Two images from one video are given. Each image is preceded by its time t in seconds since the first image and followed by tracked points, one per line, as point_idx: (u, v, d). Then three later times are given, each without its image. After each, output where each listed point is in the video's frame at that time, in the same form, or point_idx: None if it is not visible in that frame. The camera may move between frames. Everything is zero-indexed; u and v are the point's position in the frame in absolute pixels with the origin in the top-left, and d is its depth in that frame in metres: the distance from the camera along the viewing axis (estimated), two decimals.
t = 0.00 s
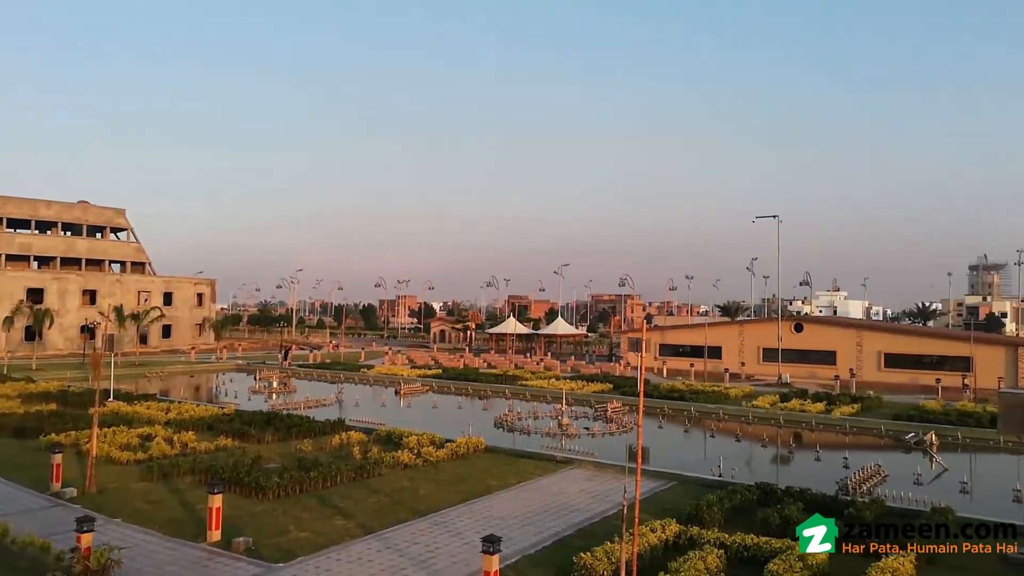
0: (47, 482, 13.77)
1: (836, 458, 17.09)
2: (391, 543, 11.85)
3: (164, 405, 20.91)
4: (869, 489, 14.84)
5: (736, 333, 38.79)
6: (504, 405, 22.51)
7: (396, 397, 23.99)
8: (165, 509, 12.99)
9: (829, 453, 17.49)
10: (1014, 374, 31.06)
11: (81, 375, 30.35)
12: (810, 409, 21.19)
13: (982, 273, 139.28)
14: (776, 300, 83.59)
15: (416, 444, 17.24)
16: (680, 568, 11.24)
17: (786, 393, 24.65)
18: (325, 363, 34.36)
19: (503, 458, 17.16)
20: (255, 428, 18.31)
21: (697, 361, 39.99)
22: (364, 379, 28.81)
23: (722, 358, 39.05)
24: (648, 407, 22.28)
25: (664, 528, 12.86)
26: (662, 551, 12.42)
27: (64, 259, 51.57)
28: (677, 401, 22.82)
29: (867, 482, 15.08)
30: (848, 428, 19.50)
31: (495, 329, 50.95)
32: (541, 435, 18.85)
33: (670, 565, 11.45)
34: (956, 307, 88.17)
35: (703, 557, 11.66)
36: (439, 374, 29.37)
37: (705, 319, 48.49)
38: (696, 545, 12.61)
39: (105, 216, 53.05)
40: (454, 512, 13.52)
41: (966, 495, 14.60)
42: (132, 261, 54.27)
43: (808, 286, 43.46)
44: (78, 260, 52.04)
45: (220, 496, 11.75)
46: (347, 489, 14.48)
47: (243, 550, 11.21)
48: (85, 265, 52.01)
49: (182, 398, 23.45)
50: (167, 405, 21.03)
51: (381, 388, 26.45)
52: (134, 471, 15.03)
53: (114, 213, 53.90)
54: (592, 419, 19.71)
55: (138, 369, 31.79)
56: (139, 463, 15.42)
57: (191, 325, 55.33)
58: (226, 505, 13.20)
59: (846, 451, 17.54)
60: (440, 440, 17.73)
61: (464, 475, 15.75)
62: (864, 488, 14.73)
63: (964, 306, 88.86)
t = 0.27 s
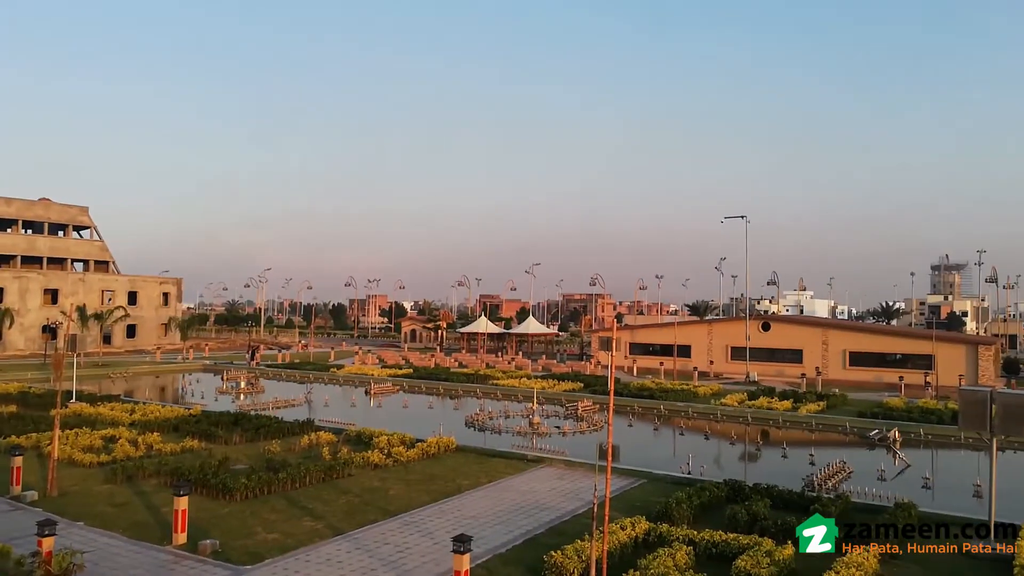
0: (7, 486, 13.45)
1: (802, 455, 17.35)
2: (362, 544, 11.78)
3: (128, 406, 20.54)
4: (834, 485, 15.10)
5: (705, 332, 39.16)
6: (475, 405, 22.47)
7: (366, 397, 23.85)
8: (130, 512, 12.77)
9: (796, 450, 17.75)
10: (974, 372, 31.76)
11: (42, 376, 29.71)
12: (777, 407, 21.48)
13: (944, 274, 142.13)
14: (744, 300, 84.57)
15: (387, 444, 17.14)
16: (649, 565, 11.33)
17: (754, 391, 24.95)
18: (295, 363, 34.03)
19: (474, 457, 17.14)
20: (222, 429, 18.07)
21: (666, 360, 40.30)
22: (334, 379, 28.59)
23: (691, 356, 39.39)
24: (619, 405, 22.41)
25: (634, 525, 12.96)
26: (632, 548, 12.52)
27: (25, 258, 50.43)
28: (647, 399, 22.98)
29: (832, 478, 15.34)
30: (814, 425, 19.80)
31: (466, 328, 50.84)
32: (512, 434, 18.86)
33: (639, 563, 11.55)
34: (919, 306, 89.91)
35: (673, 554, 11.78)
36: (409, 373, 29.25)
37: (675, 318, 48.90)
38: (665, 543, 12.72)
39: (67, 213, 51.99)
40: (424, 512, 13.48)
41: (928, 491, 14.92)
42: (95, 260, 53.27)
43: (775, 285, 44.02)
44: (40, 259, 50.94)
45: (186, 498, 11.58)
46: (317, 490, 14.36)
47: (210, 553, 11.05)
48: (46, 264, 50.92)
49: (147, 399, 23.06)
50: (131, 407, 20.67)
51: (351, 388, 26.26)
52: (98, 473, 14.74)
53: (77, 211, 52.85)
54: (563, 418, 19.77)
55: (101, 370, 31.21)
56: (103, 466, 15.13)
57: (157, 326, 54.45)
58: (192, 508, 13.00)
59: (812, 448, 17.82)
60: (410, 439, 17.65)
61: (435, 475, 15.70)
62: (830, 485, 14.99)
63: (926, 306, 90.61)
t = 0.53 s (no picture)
0: None
1: (769, 451, 17.59)
2: (332, 544, 11.69)
3: (91, 407, 20.15)
4: (801, 481, 15.32)
5: (674, 330, 39.50)
6: (446, 404, 22.42)
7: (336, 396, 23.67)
8: (93, 515, 12.52)
9: (763, 447, 17.99)
10: (936, 370, 32.44)
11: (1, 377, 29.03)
12: (745, 404, 21.75)
13: (908, 273, 144.82)
14: (713, 299, 85.47)
15: (357, 444, 17.02)
16: (619, 562, 11.40)
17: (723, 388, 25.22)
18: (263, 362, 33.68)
19: (445, 456, 17.10)
20: (188, 430, 17.81)
21: (636, 358, 40.58)
22: (303, 379, 28.33)
23: (661, 354, 39.70)
24: (589, 403, 22.51)
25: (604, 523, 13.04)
26: (602, 545, 12.58)
27: None
28: (616, 397, 23.12)
29: (799, 474, 15.57)
30: (781, 422, 20.08)
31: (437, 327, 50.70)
32: (482, 433, 18.86)
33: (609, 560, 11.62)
34: (883, 304, 91.59)
35: (642, 550, 11.87)
36: (380, 372, 29.12)
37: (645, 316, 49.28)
38: (635, 539, 12.80)
39: (28, 210, 50.89)
40: (395, 512, 13.41)
41: (891, 486, 15.21)
42: (57, 258, 52.19)
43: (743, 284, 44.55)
44: None
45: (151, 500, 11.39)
46: (286, 490, 14.21)
47: (176, 556, 10.87)
48: (6, 262, 49.78)
49: (111, 399, 22.65)
50: (94, 407, 20.29)
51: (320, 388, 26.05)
52: (60, 475, 14.44)
53: (38, 208, 51.74)
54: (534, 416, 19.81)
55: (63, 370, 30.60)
56: (65, 468, 14.82)
57: (121, 325, 53.52)
58: (157, 510, 12.79)
59: (779, 444, 18.07)
60: (381, 439, 17.55)
61: (405, 474, 15.63)
62: (797, 480, 15.21)
63: (891, 304, 92.32)
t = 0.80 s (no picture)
0: None
1: (738, 448, 17.78)
2: (300, 545, 11.56)
3: (52, 407, 19.72)
4: (770, 477, 15.51)
5: (644, 328, 39.78)
6: (417, 402, 22.34)
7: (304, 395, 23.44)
8: (54, 517, 12.27)
9: (732, 443, 18.18)
10: (899, 366, 33.07)
11: None
12: (714, 401, 21.97)
13: (872, 272, 147.37)
14: (683, 296, 86.21)
15: (326, 443, 16.88)
16: (590, 559, 11.47)
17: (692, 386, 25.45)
18: (230, 360, 33.26)
19: (415, 455, 17.03)
20: (154, 429, 17.51)
21: (607, 355, 40.78)
22: (271, 378, 28.02)
23: (632, 352, 39.97)
24: (560, 401, 22.58)
25: (575, 520, 13.11)
26: (573, 542, 12.63)
27: None
28: (587, 394, 23.21)
29: (767, 471, 15.76)
30: (749, 418, 20.33)
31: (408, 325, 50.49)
32: (453, 431, 18.80)
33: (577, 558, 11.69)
34: (848, 302, 93.13)
35: (613, 547, 11.95)
36: (349, 370, 28.92)
37: (615, 314, 49.58)
38: (605, 536, 12.87)
39: None
40: (365, 511, 13.34)
41: (856, 481, 15.47)
42: (17, 255, 51.00)
43: (712, 282, 45.00)
44: None
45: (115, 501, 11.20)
46: (254, 491, 14.04)
47: (141, 558, 10.68)
48: None
49: (73, 399, 22.21)
50: (55, 407, 19.85)
51: (288, 387, 25.79)
52: (20, 477, 14.12)
53: None
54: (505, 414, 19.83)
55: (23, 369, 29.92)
56: (25, 470, 14.49)
57: (84, 324, 52.48)
58: (121, 512, 12.57)
59: (747, 441, 18.27)
60: (351, 438, 17.43)
61: (375, 473, 15.55)
62: (765, 476, 15.41)
63: (855, 302, 93.91)
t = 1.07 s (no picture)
0: None
1: (707, 444, 17.97)
2: (269, 545, 11.42)
3: (12, 407, 19.27)
4: (737, 472, 15.70)
5: (615, 326, 39.99)
6: (388, 400, 22.22)
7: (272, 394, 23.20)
8: (14, 519, 11.99)
9: (701, 439, 18.36)
10: (864, 363, 33.68)
11: None
12: (684, 398, 22.16)
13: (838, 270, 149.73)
14: (653, 294, 86.85)
15: (296, 442, 16.72)
16: (561, 555, 11.50)
17: (662, 382, 25.66)
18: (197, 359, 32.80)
19: (386, 453, 16.95)
20: (118, 429, 17.21)
21: (578, 353, 40.93)
22: (240, 376, 27.70)
23: (603, 349, 40.18)
24: (531, 399, 22.61)
25: (547, 517, 13.14)
26: (544, 539, 12.66)
27: None
28: (558, 392, 23.28)
29: (735, 466, 15.94)
30: (718, 415, 20.54)
31: (379, 323, 50.24)
32: (424, 429, 18.74)
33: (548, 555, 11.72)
34: (815, 299, 94.67)
35: (584, 544, 12.00)
36: (319, 369, 28.68)
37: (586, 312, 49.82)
38: (576, 532, 12.92)
39: None
40: (335, 510, 13.24)
41: (823, 476, 15.71)
42: None
43: (682, 280, 45.40)
44: None
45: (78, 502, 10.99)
46: (221, 491, 13.87)
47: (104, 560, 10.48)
48: None
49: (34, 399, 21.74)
50: (15, 407, 19.40)
51: (256, 385, 25.50)
52: None
53: None
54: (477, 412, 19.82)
55: None
56: None
57: (46, 322, 51.39)
58: (84, 513, 12.33)
59: (715, 437, 18.46)
60: (321, 437, 17.28)
61: (345, 472, 15.45)
62: (733, 472, 15.58)
63: (822, 301, 95.39)
